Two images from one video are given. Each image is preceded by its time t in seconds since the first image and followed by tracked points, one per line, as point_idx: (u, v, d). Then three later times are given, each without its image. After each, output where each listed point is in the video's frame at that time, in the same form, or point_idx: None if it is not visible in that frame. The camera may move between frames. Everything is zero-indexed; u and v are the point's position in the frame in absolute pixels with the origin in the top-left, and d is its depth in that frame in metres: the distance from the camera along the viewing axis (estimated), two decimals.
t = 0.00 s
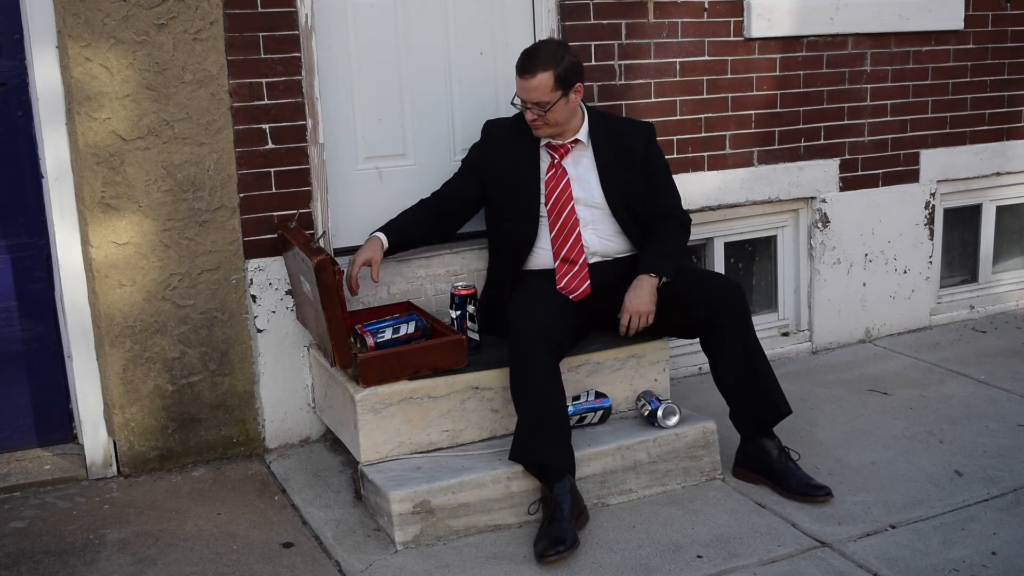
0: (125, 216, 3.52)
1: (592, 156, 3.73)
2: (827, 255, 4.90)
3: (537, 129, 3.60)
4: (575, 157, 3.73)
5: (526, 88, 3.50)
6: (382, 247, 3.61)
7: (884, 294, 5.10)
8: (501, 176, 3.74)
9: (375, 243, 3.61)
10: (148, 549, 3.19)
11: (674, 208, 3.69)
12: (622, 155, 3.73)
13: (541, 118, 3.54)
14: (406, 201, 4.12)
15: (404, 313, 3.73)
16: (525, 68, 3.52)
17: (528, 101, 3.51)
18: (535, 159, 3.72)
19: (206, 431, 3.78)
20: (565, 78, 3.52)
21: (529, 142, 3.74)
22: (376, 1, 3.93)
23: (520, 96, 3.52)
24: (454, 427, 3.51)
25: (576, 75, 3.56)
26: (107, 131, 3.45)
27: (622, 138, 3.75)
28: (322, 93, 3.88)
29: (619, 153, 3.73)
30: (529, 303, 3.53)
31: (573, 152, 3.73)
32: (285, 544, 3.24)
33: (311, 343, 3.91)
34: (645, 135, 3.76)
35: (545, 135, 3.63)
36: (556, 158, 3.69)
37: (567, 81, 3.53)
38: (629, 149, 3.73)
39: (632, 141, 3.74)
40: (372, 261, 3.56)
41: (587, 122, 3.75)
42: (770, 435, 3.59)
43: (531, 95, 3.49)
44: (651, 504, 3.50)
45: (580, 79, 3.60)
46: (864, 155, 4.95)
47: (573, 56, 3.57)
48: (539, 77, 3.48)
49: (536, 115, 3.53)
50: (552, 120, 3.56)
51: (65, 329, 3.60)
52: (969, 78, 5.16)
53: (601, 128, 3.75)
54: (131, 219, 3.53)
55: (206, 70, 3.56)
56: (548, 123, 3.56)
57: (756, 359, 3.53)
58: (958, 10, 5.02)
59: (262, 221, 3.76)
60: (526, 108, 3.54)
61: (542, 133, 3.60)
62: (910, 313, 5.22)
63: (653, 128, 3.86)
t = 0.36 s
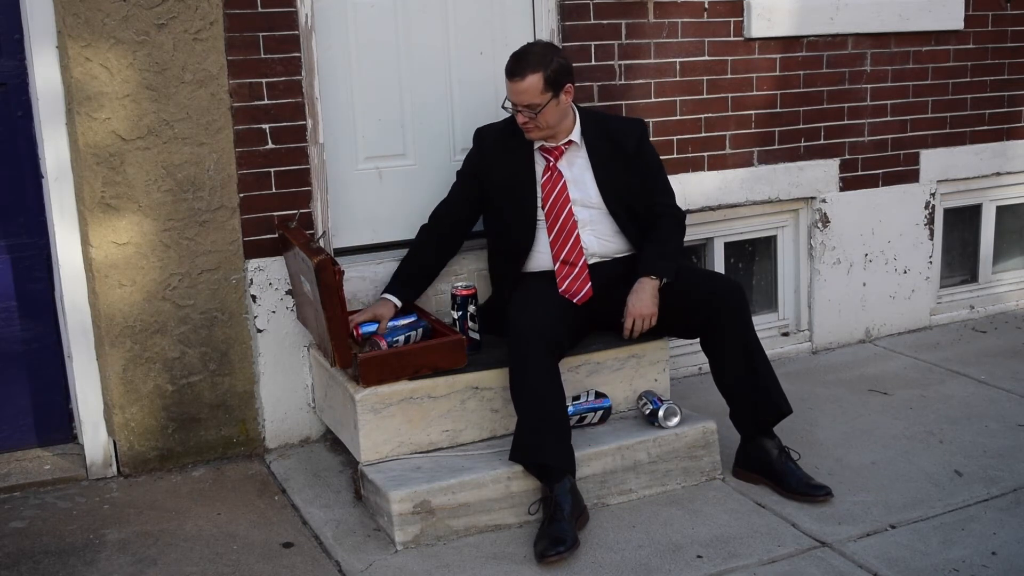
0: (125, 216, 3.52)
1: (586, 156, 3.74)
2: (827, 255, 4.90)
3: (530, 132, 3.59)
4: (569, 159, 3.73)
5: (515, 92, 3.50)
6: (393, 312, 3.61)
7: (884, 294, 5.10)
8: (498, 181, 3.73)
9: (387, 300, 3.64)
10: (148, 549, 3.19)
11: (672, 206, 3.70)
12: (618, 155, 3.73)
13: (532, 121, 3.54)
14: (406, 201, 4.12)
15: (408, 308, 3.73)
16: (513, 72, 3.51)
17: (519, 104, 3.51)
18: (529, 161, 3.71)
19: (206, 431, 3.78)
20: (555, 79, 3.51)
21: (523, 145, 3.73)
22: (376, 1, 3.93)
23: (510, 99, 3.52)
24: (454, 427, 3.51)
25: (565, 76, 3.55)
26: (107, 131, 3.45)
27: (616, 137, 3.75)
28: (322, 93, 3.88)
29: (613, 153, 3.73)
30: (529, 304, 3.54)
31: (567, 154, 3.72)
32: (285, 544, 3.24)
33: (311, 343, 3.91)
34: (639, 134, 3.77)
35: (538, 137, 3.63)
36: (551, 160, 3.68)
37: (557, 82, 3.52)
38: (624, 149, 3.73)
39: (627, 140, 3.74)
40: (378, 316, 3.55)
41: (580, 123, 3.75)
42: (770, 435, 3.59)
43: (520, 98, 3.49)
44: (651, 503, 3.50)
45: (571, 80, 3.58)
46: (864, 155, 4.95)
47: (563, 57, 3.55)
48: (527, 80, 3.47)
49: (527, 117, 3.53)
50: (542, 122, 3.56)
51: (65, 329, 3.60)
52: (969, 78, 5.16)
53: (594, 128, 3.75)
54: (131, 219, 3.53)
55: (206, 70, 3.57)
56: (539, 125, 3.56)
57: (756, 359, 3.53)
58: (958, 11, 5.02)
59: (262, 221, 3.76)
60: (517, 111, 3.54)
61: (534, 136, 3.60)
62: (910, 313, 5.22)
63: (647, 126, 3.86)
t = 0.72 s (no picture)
0: (125, 216, 3.52)
1: (590, 154, 3.73)
2: (827, 255, 4.90)
3: (536, 127, 3.59)
4: (574, 156, 3.73)
5: (524, 86, 3.49)
6: (389, 288, 3.65)
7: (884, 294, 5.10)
8: (498, 179, 3.73)
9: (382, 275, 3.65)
10: (148, 549, 3.19)
11: (674, 206, 3.69)
12: (620, 154, 3.72)
13: (538, 115, 3.54)
14: (406, 200, 4.12)
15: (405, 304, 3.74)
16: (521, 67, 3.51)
17: (526, 98, 3.51)
18: (531, 160, 3.71)
19: (206, 430, 3.78)
20: (562, 75, 3.52)
21: (525, 144, 3.73)
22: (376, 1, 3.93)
23: (518, 93, 3.51)
24: (454, 427, 3.51)
25: (572, 73, 3.56)
26: (107, 131, 3.45)
27: (619, 137, 3.74)
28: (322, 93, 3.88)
29: (615, 152, 3.73)
30: (528, 304, 3.54)
31: (572, 151, 3.73)
32: (285, 544, 3.24)
33: (311, 343, 3.91)
34: (642, 133, 3.76)
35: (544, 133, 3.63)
36: (555, 156, 3.69)
37: (564, 78, 3.53)
38: (626, 148, 3.73)
39: (629, 140, 3.74)
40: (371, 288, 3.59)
41: (585, 120, 3.74)
42: (770, 435, 3.60)
43: (528, 93, 3.49)
44: (651, 504, 3.50)
45: (577, 77, 3.59)
46: (864, 155, 4.95)
47: (570, 54, 3.56)
48: (536, 75, 3.48)
49: (534, 112, 3.53)
50: (549, 118, 3.56)
51: (65, 329, 3.60)
52: (969, 78, 5.16)
53: (597, 127, 3.74)
54: (131, 219, 3.53)
55: (206, 70, 3.57)
56: (545, 120, 3.56)
57: (756, 359, 3.53)
58: (958, 11, 5.02)
59: (262, 221, 3.76)
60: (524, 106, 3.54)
61: (539, 131, 3.60)
62: (910, 313, 5.22)
63: (650, 125, 3.85)
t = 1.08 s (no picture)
0: (125, 216, 3.52)
1: (587, 155, 3.73)
2: (827, 255, 4.90)
3: (534, 128, 3.59)
4: (570, 156, 3.73)
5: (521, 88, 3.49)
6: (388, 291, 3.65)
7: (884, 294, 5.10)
8: (497, 180, 3.73)
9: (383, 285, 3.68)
10: (148, 549, 3.19)
11: (673, 206, 3.70)
12: (619, 155, 3.72)
13: (536, 116, 3.54)
14: (406, 200, 4.12)
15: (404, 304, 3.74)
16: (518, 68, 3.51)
17: (524, 100, 3.51)
18: (530, 160, 3.71)
19: (207, 430, 3.78)
20: (559, 76, 3.52)
21: (523, 144, 3.73)
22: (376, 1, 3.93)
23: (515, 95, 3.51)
24: (454, 427, 3.51)
25: (569, 74, 3.56)
26: (107, 131, 3.45)
27: (617, 137, 3.74)
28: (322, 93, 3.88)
29: (615, 152, 3.73)
30: (529, 305, 3.54)
31: (568, 152, 3.73)
32: (286, 544, 3.24)
33: (311, 343, 3.91)
34: (641, 133, 3.76)
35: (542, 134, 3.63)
36: (552, 158, 3.68)
37: (562, 79, 3.53)
38: (625, 148, 3.73)
39: (628, 140, 3.74)
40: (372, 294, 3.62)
41: (582, 122, 3.75)
42: (770, 434, 3.60)
43: (526, 94, 3.49)
44: (651, 503, 3.50)
45: (574, 77, 3.59)
46: (864, 155, 4.95)
47: (567, 54, 3.57)
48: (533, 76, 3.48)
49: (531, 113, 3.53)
50: (548, 118, 3.56)
51: (65, 329, 3.60)
52: (969, 78, 5.16)
53: (596, 127, 3.74)
54: (131, 219, 3.53)
55: (206, 70, 3.57)
56: (543, 121, 3.56)
57: (757, 359, 3.53)
58: (958, 11, 5.02)
59: (262, 221, 3.76)
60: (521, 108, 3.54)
61: (537, 133, 3.60)
62: (910, 313, 5.22)
63: (648, 126, 3.85)
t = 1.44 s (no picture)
0: (125, 216, 3.52)
1: (587, 156, 3.74)
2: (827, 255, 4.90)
3: (536, 131, 3.59)
4: (570, 159, 3.73)
5: (522, 91, 3.49)
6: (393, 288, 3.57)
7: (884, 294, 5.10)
8: (499, 180, 3.72)
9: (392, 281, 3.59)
10: (148, 549, 3.19)
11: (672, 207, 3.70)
12: (617, 155, 3.73)
13: (539, 119, 3.54)
14: (406, 200, 4.12)
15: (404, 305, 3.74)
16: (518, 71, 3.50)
17: (526, 103, 3.50)
18: (531, 160, 3.70)
19: (207, 430, 3.78)
20: (560, 78, 3.52)
21: (525, 145, 3.72)
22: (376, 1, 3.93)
23: (517, 98, 3.51)
24: (454, 427, 3.51)
25: (569, 75, 3.56)
26: (107, 131, 3.45)
27: (616, 137, 3.74)
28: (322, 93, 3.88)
29: (613, 152, 3.73)
30: (529, 305, 3.54)
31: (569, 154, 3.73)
32: (286, 544, 3.24)
33: (311, 343, 3.91)
34: (639, 133, 3.77)
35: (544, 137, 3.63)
36: (554, 160, 3.69)
37: (562, 80, 3.53)
38: (624, 149, 3.73)
39: (627, 140, 3.74)
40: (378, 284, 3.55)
41: (581, 122, 3.75)
42: (770, 434, 3.59)
43: (528, 97, 3.49)
44: (651, 503, 3.50)
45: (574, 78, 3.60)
46: (864, 155, 4.95)
47: (566, 55, 3.57)
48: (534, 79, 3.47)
49: (533, 116, 3.53)
50: (550, 121, 3.56)
51: (65, 329, 3.60)
52: (969, 78, 5.16)
53: (595, 127, 3.75)
54: (131, 219, 3.53)
55: (206, 70, 3.57)
56: (545, 124, 3.56)
57: (757, 359, 3.53)
58: (958, 11, 5.02)
59: (262, 221, 3.76)
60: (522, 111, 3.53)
61: (539, 135, 3.60)
62: (910, 313, 5.22)
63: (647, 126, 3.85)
